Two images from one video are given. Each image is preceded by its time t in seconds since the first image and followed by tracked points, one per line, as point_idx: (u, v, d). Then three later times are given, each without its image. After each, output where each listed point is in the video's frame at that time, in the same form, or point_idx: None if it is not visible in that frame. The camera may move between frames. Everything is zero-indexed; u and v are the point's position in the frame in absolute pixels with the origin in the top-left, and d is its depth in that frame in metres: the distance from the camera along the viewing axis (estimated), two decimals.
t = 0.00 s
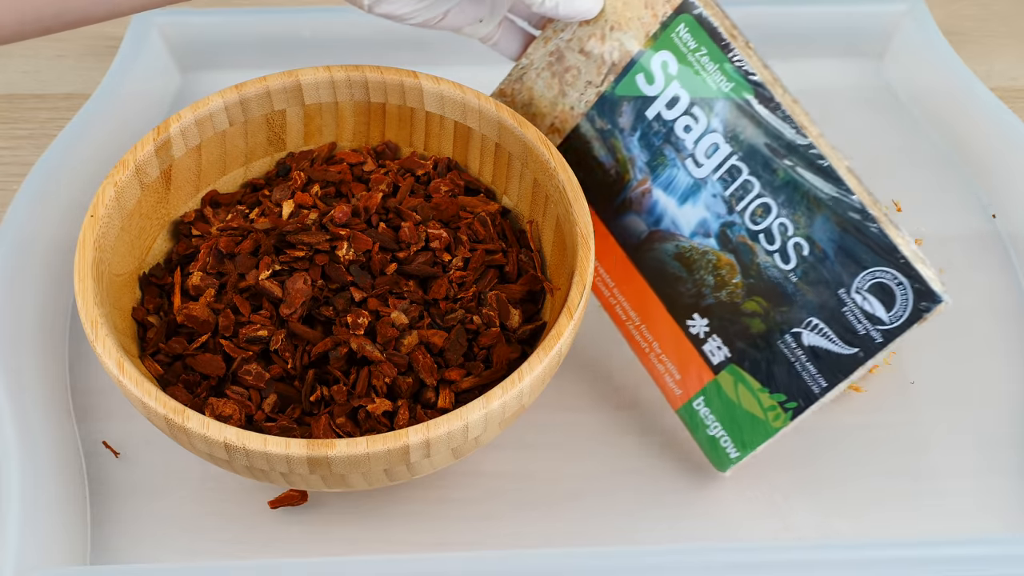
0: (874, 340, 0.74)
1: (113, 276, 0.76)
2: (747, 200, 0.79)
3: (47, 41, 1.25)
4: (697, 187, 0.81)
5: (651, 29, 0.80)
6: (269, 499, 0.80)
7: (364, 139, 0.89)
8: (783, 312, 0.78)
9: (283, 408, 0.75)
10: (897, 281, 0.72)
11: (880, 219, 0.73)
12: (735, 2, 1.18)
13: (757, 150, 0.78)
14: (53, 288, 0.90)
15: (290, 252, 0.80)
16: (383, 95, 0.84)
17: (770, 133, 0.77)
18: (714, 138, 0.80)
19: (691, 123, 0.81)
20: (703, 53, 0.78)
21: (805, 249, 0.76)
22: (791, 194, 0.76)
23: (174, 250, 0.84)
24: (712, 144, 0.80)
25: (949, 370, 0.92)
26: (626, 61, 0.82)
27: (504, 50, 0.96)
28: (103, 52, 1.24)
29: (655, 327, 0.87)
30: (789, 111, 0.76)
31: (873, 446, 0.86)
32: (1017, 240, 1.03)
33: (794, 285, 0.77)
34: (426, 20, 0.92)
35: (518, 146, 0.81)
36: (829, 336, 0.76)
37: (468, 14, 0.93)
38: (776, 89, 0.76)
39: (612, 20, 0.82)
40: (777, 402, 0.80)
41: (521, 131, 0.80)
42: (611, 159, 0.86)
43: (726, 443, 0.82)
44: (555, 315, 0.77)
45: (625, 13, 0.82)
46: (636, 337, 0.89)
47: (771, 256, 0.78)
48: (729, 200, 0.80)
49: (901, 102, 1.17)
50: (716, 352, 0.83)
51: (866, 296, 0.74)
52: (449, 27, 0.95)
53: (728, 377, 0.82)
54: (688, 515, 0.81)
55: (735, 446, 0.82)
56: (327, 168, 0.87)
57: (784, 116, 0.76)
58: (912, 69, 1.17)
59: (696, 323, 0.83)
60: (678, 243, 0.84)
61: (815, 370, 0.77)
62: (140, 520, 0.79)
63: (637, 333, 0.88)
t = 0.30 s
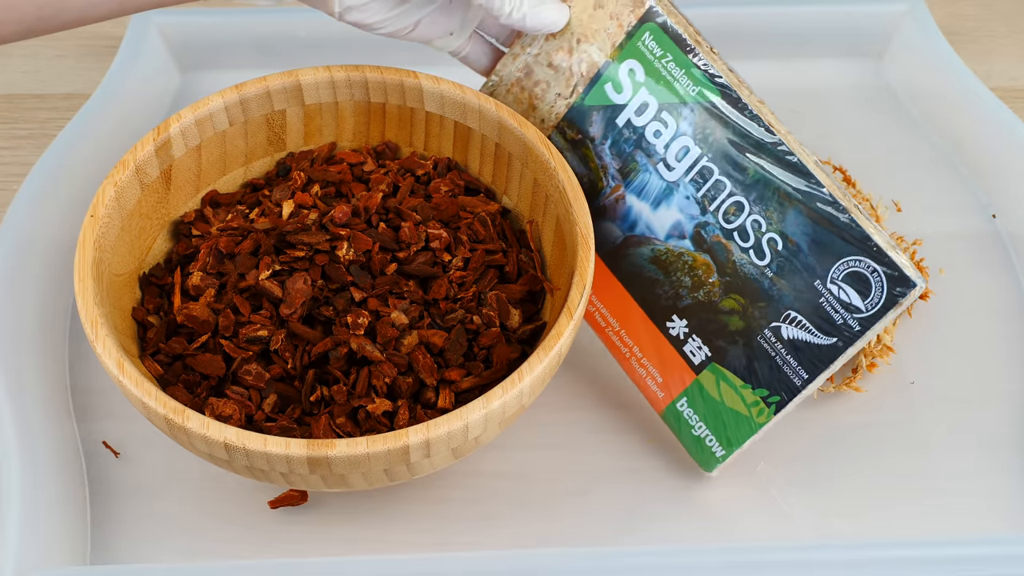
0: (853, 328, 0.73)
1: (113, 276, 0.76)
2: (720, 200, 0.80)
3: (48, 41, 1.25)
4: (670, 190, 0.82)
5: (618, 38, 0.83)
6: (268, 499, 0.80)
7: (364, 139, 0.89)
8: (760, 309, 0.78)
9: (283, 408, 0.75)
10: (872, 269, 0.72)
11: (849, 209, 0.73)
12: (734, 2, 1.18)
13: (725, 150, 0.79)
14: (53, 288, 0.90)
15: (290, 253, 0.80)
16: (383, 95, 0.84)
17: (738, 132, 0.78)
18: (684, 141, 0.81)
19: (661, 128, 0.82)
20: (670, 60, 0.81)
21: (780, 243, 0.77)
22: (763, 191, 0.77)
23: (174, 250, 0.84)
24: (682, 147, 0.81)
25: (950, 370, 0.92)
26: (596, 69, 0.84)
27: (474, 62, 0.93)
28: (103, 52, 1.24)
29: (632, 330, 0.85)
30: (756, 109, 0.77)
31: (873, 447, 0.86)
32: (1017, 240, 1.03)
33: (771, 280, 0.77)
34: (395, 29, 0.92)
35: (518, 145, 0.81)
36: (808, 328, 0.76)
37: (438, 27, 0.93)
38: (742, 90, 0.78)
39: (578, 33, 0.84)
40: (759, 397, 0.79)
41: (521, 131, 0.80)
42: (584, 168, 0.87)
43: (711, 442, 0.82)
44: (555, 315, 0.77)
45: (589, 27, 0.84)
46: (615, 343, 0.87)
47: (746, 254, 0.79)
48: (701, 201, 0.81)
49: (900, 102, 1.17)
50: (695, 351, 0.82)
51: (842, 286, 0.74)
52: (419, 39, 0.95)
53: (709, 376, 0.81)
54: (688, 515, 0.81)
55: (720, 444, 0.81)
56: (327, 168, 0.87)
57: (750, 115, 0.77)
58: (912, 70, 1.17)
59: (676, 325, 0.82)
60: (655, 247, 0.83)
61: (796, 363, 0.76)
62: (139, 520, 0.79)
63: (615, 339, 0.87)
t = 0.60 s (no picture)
0: (842, 328, 0.72)
1: (113, 276, 0.76)
2: (712, 201, 0.79)
3: (48, 41, 1.26)
4: (665, 194, 0.82)
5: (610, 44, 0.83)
6: (268, 499, 0.80)
7: (364, 139, 0.89)
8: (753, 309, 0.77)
9: (283, 408, 0.75)
10: (860, 268, 0.71)
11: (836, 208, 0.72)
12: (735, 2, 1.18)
13: (715, 153, 0.78)
14: (53, 288, 0.90)
15: (290, 253, 0.80)
16: (383, 95, 0.84)
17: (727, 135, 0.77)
18: (677, 143, 0.81)
19: (655, 132, 0.82)
20: (661, 64, 0.80)
21: (771, 243, 0.76)
22: (754, 191, 0.76)
23: (174, 250, 0.84)
24: (675, 150, 0.81)
25: (949, 370, 0.92)
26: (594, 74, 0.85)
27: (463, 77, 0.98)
28: (103, 52, 1.24)
29: (635, 334, 0.86)
30: (744, 111, 0.76)
31: (872, 447, 0.86)
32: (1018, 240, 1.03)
33: (762, 281, 0.76)
34: (388, 10, 0.91)
35: (518, 144, 0.81)
36: (799, 328, 0.74)
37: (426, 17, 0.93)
38: (732, 92, 0.77)
39: (575, 42, 0.86)
40: (756, 398, 0.78)
41: (521, 131, 0.80)
42: (586, 174, 0.88)
43: (711, 444, 0.81)
44: (555, 315, 0.77)
45: (585, 36, 0.85)
46: (619, 345, 0.88)
47: (738, 254, 0.78)
48: (695, 204, 0.80)
49: (900, 103, 1.17)
50: (693, 353, 0.82)
51: (831, 285, 0.72)
52: (410, 22, 0.94)
53: (708, 378, 0.81)
54: (688, 515, 0.81)
55: (719, 446, 0.81)
56: (327, 168, 0.87)
57: (738, 115, 0.76)
58: (912, 71, 1.17)
59: (674, 327, 0.83)
60: (652, 250, 0.84)
61: (789, 363, 0.75)
62: (139, 519, 0.79)
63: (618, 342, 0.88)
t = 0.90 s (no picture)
0: (799, 324, 0.71)
1: (113, 276, 0.76)
2: (674, 207, 0.79)
3: (48, 40, 1.26)
4: (636, 203, 0.82)
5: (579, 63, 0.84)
6: (269, 499, 0.80)
7: (365, 139, 0.89)
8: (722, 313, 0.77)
9: (283, 408, 0.75)
10: (809, 261, 0.70)
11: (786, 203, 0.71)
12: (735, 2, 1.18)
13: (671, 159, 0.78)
14: (53, 288, 0.90)
15: (290, 253, 0.80)
16: (383, 95, 0.84)
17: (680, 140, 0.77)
18: (640, 152, 0.81)
19: (622, 143, 0.82)
20: (621, 78, 0.81)
21: (727, 245, 0.75)
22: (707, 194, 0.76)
23: (174, 250, 0.84)
24: (638, 158, 0.81)
25: (949, 370, 0.92)
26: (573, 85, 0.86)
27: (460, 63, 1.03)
28: (103, 51, 1.24)
29: (629, 340, 0.87)
30: (696, 115, 0.76)
31: (872, 447, 0.86)
32: (1018, 241, 1.03)
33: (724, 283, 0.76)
34: None
35: (518, 144, 0.81)
36: (762, 326, 0.74)
37: None
38: (684, 97, 0.77)
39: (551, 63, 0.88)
40: (735, 398, 0.77)
41: (521, 131, 0.80)
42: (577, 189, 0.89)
43: (703, 446, 0.81)
44: (555, 315, 0.78)
45: (559, 56, 0.87)
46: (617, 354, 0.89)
47: (703, 258, 0.78)
48: (662, 210, 0.80)
49: (899, 103, 1.17)
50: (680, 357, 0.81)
51: (785, 282, 0.72)
52: None
53: (693, 382, 0.80)
54: (688, 515, 0.81)
55: (710, 448, 0.80)
56: (327, 168, 0.87)
57: (687, 120, 0.76)
58: (911, 72, 1.18)
59: (660, 333, 0.83)
60: (634, 259, 0.84)
61: (756, 362, 0.75)
62: (139, 520, 0.79)
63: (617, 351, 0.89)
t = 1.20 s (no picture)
0: (789, 323, 0.70)
1: (113, 276, 0.76)
2: (669, 208, 0.79)
3: (48, 40, 1.26)
4: (632, 206, 0.83)
5: (571, 68, 0.86)
6: (269, 499, 0.80)
7: (364, 139, 0.89)
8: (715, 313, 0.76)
9: (283, 408, 0.75)
10: (795, 260, 0.68)
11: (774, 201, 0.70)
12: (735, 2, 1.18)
13: (665, 160, 0.78)
14: (53, 288, 0.90)
15: (290, 253, 0.80)
16: (384, 95, 0.84)
17: (674, 140, 0.77)
18: (635, 155, 0.81)
19: (617, 146, 0.83)
20: (613, 82, 0.82)
21: (718, 244, 0.75)
22: (700, 194, 0.75)
23: (174, 250, 0.84)
24: (633, 161, 0.81)
25: (948, 369, 0.92)
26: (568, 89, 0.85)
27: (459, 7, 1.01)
28: (103, 51, 1.24)
29: (628, 343, 0.87)
30: (686, 117, 0.75)
31: (872, 447, 0.86)
32: (1018, 241, 1.03)
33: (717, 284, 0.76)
34: None
35: (518, 143, 0.81)
36: (755, 326, 0.73)
37: None
38: (675, 98, 0.77)
39: (547, 68, 0.90)
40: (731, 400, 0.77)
41: (521, 131, 0.80)
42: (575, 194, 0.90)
43: (701, 447, 0.81)
44: (555, 315, 0.78)
45: (553, 61, 0.89)
46: (616, 355, 0.89)
47: (697, 258, 0.77)
48: (657, 213, 0.80)
49: (898, 103, 1.17)
50: (676, 359, 0.81)
51: (774, 281, 0.70)
52: None
53: (690, 383, 0.80)
54: (687, 515, 0.81)
55: (708, 449, 0.80)
56: (327, 168, 0.87)
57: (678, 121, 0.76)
58: (911, 73, 1.18)
59: (658, 334, 0.83)
60: (631, 261, 0.84)
61: (750, 362, 0.74)
62: (139, 519, 0.79)
63: (615, 353, 0.89)
